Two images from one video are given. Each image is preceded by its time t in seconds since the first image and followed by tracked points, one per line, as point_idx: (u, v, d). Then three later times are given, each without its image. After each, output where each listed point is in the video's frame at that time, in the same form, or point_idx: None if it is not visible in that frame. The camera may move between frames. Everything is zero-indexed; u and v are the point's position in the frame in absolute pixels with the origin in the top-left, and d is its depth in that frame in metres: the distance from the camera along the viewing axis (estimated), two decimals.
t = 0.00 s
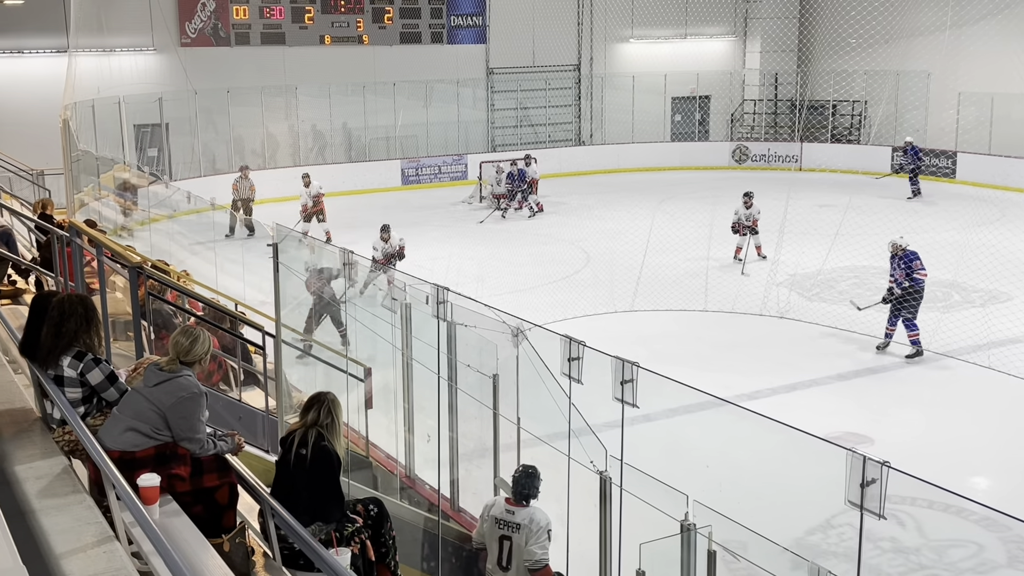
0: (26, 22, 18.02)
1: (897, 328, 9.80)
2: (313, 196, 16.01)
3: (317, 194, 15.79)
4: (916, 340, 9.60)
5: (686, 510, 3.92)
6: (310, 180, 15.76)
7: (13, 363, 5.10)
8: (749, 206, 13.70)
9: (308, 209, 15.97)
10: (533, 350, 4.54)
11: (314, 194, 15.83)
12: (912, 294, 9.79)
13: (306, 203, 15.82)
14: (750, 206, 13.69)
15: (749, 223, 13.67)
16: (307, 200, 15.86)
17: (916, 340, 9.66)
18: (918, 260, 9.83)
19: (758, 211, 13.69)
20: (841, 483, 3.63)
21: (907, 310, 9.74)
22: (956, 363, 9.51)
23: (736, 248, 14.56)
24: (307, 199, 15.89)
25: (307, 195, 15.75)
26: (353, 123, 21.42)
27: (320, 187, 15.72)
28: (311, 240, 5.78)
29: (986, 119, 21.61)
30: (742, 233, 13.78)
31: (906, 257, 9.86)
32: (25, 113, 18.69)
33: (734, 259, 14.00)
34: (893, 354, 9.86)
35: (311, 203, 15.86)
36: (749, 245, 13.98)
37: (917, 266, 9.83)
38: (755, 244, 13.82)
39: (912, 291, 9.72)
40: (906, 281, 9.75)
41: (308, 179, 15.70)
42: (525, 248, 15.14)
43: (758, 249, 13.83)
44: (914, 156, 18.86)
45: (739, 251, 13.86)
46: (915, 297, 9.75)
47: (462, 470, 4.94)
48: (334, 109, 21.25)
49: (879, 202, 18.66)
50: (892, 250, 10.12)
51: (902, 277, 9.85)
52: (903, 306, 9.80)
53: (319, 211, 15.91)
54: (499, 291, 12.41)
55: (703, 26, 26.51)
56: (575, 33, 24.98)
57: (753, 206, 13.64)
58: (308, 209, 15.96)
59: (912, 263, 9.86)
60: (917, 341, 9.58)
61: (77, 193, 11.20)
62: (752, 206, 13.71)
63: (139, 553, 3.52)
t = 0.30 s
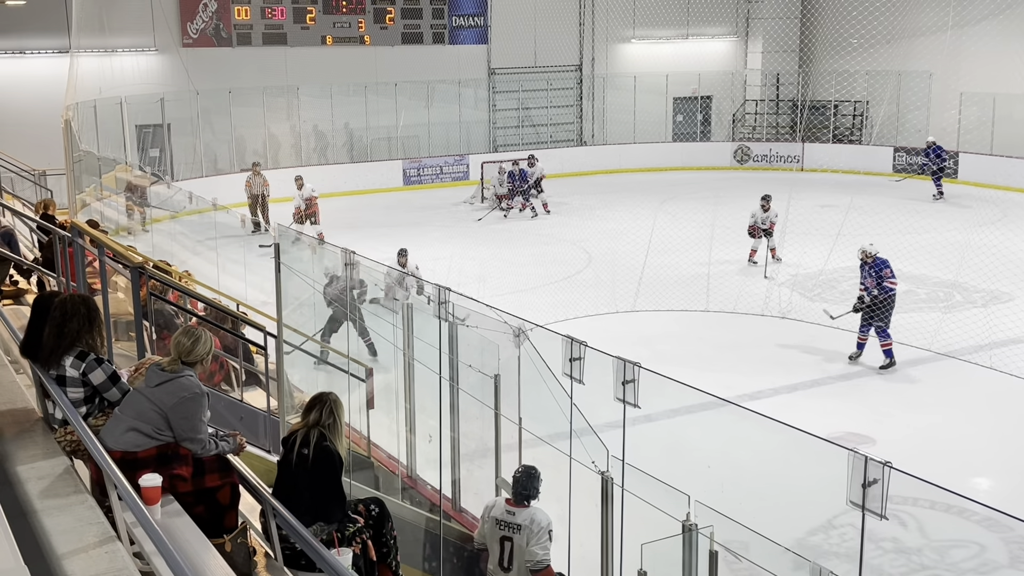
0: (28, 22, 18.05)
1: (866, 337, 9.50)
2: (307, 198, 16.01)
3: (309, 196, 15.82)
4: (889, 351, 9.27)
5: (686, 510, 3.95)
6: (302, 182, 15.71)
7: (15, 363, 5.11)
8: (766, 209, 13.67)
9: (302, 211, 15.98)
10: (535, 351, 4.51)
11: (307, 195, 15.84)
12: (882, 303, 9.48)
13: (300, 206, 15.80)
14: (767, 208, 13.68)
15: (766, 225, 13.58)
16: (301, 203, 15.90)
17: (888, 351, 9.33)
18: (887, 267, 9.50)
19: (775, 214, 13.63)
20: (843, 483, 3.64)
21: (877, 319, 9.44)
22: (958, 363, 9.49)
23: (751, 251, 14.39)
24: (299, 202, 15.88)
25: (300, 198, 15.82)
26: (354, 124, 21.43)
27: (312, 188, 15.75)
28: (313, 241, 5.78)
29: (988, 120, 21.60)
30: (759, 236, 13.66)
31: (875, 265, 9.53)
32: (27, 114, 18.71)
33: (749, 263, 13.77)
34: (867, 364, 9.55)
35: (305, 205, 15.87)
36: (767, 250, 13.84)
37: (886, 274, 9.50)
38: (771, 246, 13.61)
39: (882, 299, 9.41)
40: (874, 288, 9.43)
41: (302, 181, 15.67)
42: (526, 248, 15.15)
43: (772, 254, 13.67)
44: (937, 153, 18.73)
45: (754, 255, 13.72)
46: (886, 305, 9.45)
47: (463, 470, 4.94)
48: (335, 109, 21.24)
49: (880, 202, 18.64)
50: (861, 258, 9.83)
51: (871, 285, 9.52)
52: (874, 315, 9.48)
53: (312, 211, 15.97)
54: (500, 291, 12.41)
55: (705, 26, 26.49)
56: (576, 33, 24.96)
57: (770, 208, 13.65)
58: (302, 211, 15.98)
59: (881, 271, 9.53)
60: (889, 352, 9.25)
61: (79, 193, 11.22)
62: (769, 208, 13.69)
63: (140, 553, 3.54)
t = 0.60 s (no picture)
0: (20, 23, 18.01)
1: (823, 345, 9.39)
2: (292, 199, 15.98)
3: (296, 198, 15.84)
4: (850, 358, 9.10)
5: (680, 510, 3.91)
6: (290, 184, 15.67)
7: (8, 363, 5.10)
8: (772, 210, 13.51)
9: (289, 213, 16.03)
10: (528, 351, 4.54)
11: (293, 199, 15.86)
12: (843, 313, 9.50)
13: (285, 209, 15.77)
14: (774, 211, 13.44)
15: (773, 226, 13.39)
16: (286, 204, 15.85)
17: (849, 359, 9.11)
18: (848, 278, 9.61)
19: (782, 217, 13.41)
20: (838, 483, 3.61)
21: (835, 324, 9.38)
22: (951, 363, 9.51)
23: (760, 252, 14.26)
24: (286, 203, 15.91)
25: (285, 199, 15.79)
26: (347, 124, 21.39)
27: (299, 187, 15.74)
28: (307, 241, 5.75)
29: (981, 120, 21.65)
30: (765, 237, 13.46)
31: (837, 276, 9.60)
32: (19, 115, 18.66)
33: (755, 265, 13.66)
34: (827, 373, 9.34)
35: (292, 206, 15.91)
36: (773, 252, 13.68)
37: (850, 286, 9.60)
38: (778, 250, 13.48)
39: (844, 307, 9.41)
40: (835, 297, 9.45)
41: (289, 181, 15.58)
42: (520, 248, 15.16)
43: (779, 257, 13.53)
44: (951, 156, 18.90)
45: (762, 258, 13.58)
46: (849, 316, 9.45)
47: (457, 471, 4.94)
48: (329, 109, 21.20)
49: (873, 202, 18.67)
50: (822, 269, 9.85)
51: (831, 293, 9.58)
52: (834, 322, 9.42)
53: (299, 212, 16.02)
54: (494, 292, 12.41)
55: (698, 26, 26.48)
56: (570, 34, 24.97)
57: (778, 211, 13.44)
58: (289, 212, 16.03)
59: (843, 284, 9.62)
60: (848, 361, 9.03)
61: (71, 194, 11.20)
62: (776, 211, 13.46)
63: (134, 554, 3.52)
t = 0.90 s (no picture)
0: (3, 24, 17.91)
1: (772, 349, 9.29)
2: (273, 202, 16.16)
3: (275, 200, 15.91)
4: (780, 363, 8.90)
5: (667, 510, 3.92)
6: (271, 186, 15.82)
7: None
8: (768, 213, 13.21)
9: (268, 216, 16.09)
10: (516, 353, 4.58)
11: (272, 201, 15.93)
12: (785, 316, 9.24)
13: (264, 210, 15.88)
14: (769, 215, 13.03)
15: (769, 230, 13.07)
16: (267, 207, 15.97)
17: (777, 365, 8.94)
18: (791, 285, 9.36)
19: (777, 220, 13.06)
20: (823, 482, 3.66)
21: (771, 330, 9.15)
22: (935, 362, 9.56)
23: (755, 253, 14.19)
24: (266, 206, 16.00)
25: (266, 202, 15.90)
26: (332, 125, 21.34)
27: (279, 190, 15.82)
28: (292, 242, 5.71)
29: (965, 119, 21.78)
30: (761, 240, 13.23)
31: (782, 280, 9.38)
32: (1, 117, 18.53)
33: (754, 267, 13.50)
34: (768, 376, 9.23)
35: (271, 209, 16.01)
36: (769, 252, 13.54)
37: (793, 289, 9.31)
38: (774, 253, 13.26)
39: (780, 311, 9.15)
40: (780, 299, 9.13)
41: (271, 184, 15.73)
42: (506, 249, 15.15)
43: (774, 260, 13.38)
44: (949, 156, 19.08)
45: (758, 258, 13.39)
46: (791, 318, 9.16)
47: (444, 472, 4.97)
48: (314, 110, 21.13)
49: (857, 202, 18.76)
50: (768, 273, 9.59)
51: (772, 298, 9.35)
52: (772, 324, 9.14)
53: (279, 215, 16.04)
54: (480, 292, 12.41)
55: (683, 27, 26.51)
56: (555, 35, 24.98)
57: (773, 213, 13.02)
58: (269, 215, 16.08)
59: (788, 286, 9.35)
60: (776, 366, 8.87)
61: (55, 196, 11.14)
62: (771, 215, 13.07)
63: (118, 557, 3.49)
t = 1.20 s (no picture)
0: None
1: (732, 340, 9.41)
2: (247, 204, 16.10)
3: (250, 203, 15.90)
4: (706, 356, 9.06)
5: (646, 508, 3.98)
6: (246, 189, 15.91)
7: None
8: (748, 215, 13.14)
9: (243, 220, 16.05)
10: (494, 352, 4.58)
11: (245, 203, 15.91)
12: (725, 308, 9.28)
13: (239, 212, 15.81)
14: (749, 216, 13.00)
15: (751, 231, 13.02)
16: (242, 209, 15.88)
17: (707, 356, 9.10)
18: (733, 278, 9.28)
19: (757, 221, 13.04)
20: (800, 481, 3.75)
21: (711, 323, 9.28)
22: (910, 360, 9.62)
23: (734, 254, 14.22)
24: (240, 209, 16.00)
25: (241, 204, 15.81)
26: (308, 125, 21.24)
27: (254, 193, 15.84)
28: (268, 243, 5.74)
29: (938, 119, 22.03)
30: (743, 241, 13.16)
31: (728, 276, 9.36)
32: None
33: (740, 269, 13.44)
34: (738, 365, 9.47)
35: (246, 211, 15.96)
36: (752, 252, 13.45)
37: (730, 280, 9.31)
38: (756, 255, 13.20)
39: (714, 304, 9.26)
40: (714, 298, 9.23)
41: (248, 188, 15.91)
42: (484, 249, 15.13)
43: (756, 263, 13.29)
44: (933, 154, 19.32)
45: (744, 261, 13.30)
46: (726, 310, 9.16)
47: (423, 473, 4.94)
48: (290, 111, 21.05)
49: (833, 201, 18.88)
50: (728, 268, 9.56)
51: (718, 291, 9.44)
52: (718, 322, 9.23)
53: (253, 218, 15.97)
54: (458, 292, 12.39)
55: (659, 27, 26.49)
56: (532, 35, 24.96)
57: (753, 214, 12.97)
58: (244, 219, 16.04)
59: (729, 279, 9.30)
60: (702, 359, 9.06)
61: (27, 197, 11.02)
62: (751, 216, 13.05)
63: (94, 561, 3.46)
